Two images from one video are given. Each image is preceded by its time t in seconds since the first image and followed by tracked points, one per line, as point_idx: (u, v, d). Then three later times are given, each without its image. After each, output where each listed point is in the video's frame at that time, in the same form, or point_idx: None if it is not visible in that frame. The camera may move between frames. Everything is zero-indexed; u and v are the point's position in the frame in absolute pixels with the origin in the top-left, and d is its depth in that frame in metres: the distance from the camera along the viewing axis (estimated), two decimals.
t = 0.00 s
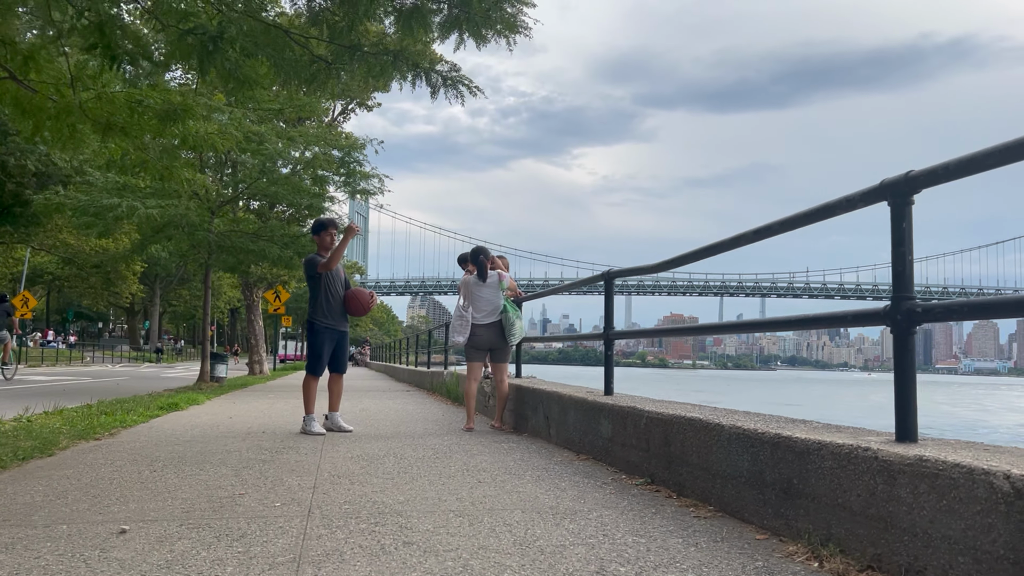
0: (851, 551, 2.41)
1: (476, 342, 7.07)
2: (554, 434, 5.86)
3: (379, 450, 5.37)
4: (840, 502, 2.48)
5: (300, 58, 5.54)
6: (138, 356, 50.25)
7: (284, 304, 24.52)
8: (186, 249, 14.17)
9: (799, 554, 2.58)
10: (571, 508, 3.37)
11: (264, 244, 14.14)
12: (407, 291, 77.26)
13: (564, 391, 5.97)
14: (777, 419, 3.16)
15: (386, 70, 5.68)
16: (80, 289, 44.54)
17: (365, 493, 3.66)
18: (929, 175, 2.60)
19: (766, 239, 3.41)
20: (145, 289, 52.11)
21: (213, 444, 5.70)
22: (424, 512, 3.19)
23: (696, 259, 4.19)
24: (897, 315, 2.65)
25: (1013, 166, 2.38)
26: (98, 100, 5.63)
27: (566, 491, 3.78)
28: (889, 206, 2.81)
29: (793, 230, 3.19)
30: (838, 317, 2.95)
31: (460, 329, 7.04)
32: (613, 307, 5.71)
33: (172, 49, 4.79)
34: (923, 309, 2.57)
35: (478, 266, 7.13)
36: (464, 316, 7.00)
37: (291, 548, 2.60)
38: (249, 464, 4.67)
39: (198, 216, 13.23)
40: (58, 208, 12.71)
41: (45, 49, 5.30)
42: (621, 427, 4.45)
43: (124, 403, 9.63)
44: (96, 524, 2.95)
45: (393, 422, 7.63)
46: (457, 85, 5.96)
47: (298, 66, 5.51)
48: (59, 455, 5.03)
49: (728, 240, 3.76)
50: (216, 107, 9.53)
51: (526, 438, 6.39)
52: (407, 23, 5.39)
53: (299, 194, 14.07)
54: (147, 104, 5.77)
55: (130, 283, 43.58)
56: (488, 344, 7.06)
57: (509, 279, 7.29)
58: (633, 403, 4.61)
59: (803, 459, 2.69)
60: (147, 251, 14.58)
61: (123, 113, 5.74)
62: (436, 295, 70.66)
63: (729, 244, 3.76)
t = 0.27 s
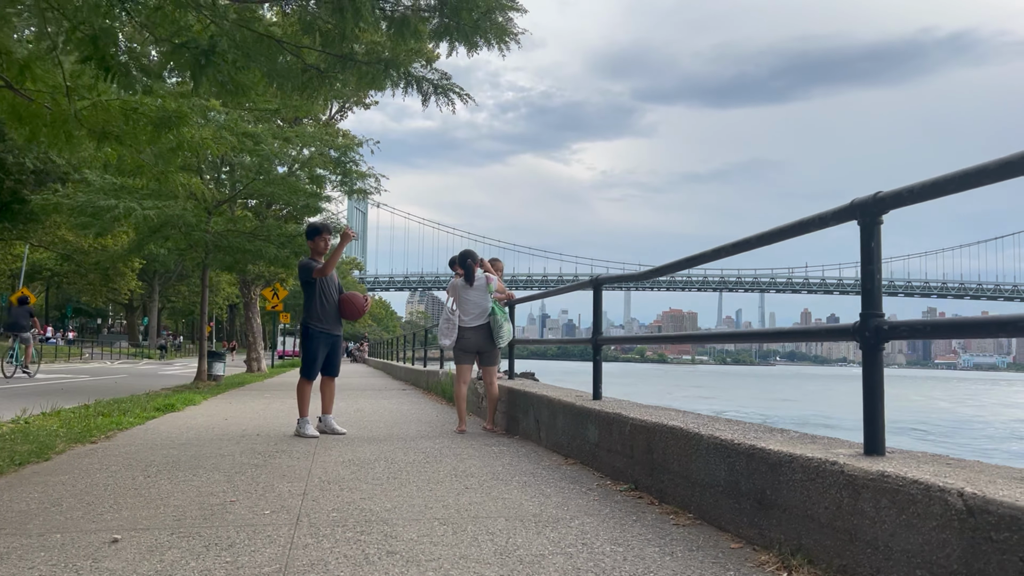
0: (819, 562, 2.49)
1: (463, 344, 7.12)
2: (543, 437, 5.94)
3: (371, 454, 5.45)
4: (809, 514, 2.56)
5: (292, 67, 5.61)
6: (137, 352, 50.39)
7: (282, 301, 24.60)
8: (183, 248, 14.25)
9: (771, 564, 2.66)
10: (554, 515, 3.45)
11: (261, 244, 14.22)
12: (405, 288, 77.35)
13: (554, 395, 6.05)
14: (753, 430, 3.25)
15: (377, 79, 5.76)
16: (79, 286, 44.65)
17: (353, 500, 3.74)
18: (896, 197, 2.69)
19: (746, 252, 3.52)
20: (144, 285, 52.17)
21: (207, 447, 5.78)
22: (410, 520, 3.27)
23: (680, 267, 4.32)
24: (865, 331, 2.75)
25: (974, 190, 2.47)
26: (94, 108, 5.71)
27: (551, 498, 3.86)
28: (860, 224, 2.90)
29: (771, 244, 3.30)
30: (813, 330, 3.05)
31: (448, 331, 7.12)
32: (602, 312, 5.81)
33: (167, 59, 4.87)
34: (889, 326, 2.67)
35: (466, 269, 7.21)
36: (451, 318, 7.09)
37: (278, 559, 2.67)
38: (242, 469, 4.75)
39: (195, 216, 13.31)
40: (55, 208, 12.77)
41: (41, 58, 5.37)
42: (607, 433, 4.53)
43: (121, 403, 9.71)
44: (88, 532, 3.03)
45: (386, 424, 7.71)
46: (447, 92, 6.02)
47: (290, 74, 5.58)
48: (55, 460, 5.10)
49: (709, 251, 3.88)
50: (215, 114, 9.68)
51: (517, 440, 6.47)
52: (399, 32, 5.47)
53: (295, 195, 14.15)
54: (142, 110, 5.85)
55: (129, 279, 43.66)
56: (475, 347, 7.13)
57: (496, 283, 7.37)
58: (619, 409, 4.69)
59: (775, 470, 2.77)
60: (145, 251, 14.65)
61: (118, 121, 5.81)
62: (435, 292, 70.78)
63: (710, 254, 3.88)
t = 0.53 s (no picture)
0: None
1: (457, 353, 7.16)
2: (538, 448, 5.97)
3: (366, 466, 5.49)
4: (794, 543, 2.59)
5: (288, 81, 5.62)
6: (139, 350, 50.50)
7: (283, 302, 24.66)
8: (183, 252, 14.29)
9: None
10: (544, 536, 3.48)
11: (260, 247, 14.25)
12: (406, 286, 77.42)
13: (549, 405, 6.09)
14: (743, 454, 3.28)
15: (372, 91, 5.79)
16: (81, 284, 44.74)
17: (346, 518, 3.78)
18: (881, 228, 2.70)
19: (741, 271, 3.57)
20: (145, 284, 52.24)
21: (205, 458, 5.81)
22: (401, 543, 3.30)
23: (675, 285, 4.38)
24: (852, 360, 2.77)
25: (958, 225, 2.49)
26: (90, 121, 5.73)
27: (543, 516, 3.90)
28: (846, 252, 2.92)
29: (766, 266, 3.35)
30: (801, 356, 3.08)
31: (442, 340, 7.14)
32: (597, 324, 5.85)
33: (164, 77, 4.90)
34: (875, 356, 2.70)
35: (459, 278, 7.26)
36: (447, 328, 7.12)
37: None
38: (237, 483, 4.78)
39: (194, 220, 13.35)
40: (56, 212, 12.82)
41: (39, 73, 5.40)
42: (600, 448, 4.57)
43: (120, 408, 9.75)
44: (82, 556, 3.06)
45: (384, 432, 7.74)
46: (442, 105, 6.03)
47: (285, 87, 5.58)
48: (52, 473, 5.14)
49: (703, 269, 3.95)
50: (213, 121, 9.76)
51: (513, 450, 6.50)
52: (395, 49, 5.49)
53: (295, 198, 14.19)
54: (140, 124, 5.89)
55: (131, 278, 43.74)
56: (467, 355, 7.16)
57: (489, 292, 7.41)
58: (612, 425, 4.73)
59: (762, 497, 2.81)
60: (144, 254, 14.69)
61: (116, 134, 5.85)
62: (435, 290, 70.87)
63: (704, 273, 3.95)
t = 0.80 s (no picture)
0: None
1: (477, 363, 7.19)
2: (560, 462, 5.98)
3: (388, 480, 5.54)
4: None
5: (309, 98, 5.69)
6: (175, 347, 51.34)
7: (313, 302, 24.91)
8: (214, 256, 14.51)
9: None
10: (559, 563, 3.49)
11: (288, 251, 14.42)
12: (435, 282, 77.80)
13: (570, 419, 6.10)
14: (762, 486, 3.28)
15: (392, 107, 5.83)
16: (118, 283, 45.61)
17: (363, 540, 3.83)
18: (901, 263, 2.65)
19: (765, 295, 3.55)
20: (179, 282, 53.12)
21: (231, 470, 5.92)
22: (415, 570, 3.33)
23: (698, 305, 4.35)
24: (872, 397, 2.74)
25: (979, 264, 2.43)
26: (117, 139, 5.85)
27: (561, 540, 3.92)
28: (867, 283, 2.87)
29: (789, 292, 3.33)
30: (821, 388, 3.04)
31: (463, 351, 7.18)
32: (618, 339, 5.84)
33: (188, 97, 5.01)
34: (896, 394, 2.66)
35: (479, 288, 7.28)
36: (466, 338, 7.15)
37: None
38: (260, 499, 4.86)
39: (224, 226, 13.55)
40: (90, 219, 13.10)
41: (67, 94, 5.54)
42: (620, 468, 4.57)
43: (151, 413, 9.93)
44: None
45: (408, 441, 7.81)
46: (461, 120, 6.04)
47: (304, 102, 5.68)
48: (82, 486, 5.27)
49: (726, 291, 3.94)
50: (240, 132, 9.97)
51: (535, 462, 6.52)
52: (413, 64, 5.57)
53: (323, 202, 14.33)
54: (165, 141, 6.01)
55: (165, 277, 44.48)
56: (488, 365, 7.18)
57: (510, 302, 7.42)
58: (632, 444, 4.73)
59: (782, 535, 2.82)
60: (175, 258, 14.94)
61: (143, 151, 5.96)
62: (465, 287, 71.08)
63: (728, 294, 3.94)
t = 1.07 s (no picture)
0: None
1: (521, 373, 7.16)
2: (604, 477, 5.92)
3: (431, 493, 5.56)
4: None
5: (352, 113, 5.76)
6: (235, 347, 52.61)
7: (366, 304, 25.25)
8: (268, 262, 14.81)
9: None
10: None
11: (340, 256, 14.63)
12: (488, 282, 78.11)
13: (613, 432, 6.04)
14: (805, 516, 3.18)
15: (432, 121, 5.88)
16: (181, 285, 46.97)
17: (401, 558, 3.88)
18: (949, 291, 2.52)
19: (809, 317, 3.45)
20: (239, 283, 54.46)
21: (278, 480, 6.02)
22: None
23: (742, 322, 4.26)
24: (919, 431, 2.62)
25: None
26: (166, 155, 5.97)
27: (599, 563, 3.89)
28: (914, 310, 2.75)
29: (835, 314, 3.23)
30: (866, 417, 2.93)
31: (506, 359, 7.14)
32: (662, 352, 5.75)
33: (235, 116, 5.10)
34: (943, 429, 2.53)
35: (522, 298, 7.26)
36: (509, 347, 7.14)
37: None
38: (303, 512, 4.92)
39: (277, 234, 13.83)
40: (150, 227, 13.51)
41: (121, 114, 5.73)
42: (663, 487, 4.50)
43: (206, 418, 10.18)
44: None
45: (454, 450, 7.83)
46: (501, 131, 6.03)
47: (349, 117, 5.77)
48: (135, 495, 5.41)
49: (770, 310, 3.85)
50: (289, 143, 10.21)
51: (580, 475, 6.47)
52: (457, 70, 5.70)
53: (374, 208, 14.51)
54: (215, 157, 6.16)
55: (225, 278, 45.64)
56: (531, 375, 7.16)
57: (553, 311, 7.38)
58: (675, 462, 4.67)
59: (823, 571, 2.74)
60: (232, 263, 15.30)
61: (194, 168, 6.11)
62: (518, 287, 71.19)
63: (772, 314, 3.85)
